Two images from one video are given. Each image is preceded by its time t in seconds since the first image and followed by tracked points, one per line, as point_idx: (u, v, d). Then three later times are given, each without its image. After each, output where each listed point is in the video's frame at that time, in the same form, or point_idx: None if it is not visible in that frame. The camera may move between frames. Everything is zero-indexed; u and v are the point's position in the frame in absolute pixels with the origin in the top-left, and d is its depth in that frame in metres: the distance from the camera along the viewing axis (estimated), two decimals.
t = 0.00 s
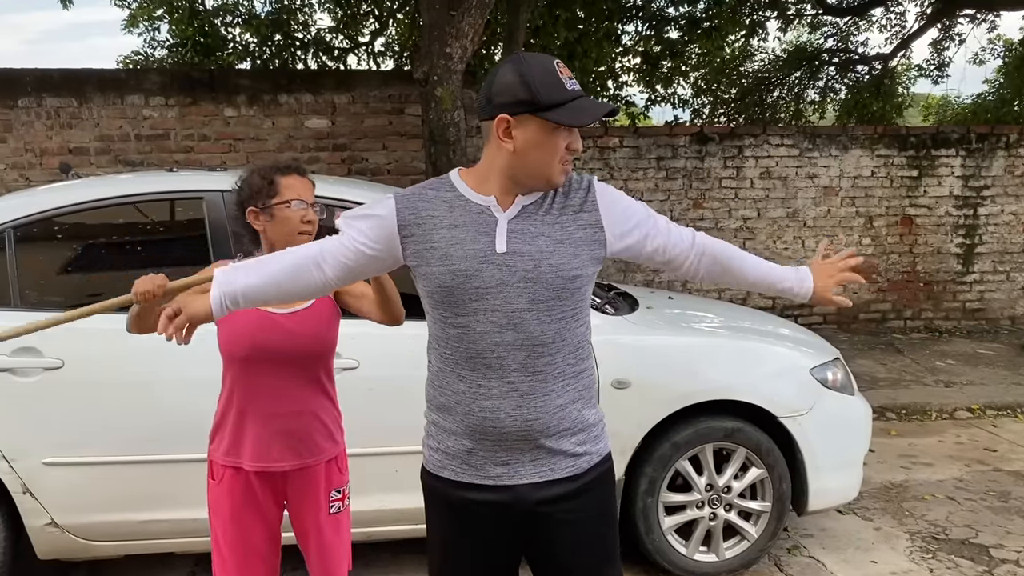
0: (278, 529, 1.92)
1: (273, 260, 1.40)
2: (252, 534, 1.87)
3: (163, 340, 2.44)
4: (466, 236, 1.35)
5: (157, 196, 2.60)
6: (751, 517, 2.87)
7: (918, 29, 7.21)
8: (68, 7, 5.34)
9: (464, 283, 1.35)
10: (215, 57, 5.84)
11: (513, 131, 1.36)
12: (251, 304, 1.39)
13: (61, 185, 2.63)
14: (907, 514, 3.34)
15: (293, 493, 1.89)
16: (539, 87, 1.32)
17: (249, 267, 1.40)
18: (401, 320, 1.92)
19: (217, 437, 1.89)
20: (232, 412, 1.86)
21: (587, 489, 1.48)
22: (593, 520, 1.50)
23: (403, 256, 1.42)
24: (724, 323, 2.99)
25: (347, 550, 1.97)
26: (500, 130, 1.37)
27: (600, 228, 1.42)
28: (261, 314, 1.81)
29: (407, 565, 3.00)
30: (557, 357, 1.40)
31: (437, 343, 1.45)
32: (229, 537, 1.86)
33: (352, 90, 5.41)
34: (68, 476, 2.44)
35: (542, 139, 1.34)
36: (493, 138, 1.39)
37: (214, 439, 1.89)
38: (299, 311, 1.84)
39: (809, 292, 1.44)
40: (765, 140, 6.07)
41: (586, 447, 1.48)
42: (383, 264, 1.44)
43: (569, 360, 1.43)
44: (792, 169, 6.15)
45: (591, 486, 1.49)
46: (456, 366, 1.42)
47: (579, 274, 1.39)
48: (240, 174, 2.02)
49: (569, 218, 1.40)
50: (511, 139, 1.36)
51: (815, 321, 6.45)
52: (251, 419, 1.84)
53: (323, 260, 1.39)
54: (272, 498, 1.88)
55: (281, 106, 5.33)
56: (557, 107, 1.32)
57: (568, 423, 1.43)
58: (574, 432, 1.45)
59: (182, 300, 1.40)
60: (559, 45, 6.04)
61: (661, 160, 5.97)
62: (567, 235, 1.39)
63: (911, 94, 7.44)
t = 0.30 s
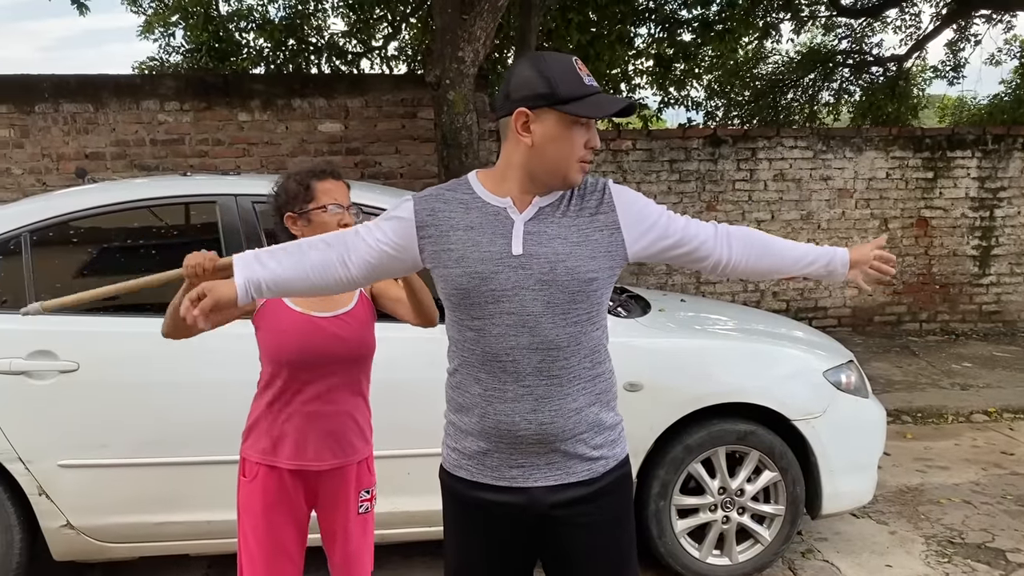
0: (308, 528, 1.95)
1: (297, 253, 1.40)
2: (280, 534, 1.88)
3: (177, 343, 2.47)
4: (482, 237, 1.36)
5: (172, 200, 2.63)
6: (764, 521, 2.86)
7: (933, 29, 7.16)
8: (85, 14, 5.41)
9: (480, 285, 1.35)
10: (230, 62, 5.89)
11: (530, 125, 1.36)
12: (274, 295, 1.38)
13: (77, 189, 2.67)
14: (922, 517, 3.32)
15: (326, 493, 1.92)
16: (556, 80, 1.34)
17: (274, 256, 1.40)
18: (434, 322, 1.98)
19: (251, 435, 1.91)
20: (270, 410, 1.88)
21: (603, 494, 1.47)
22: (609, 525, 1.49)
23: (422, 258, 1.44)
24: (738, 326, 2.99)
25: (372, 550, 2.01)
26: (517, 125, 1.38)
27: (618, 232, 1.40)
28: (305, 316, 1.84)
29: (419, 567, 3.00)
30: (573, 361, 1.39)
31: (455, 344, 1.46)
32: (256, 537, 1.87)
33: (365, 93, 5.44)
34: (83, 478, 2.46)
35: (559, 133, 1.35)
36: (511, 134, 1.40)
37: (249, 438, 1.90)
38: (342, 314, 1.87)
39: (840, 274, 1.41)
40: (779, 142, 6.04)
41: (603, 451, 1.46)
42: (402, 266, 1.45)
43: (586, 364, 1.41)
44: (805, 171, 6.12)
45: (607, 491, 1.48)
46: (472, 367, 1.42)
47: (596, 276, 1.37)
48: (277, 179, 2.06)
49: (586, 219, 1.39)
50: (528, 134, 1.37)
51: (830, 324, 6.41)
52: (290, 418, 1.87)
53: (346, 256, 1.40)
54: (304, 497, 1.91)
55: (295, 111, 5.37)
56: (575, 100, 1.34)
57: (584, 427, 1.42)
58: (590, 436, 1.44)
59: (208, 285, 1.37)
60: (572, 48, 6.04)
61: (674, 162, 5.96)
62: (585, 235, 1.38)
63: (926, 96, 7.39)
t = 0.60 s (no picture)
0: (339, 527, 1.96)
1: (306, 217, 1.43)
2: (312, 533, 1.89)
3: (185, 347, 2.48)
4: (492, 236, 1.37)
5: (180, 205, 2.65)
6: (773, 523, 2.85)
7: (942, 28, 7.13)
8: (94, 20, 5.46)
9: (487, 284, 1.36)
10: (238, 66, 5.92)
11: (543, 129, 1.37)
12: (270, 250, 1.40)
13: (86, 195, 2.69)
14: (933, 519, 3.30)
15: (357, 493, 1.94)
16: (570, 86, 1.34)
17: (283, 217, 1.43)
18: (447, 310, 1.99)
19: (281, 436, 1.93)
20: (300, 410, 1.91)
21: (607, 499, 1.47)
22: (614, 530, 1.49)
23: (428, 248, 1.44)
24: (746, 328, 2.98)
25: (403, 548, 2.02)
26: (531, 127, 1.38)
27: (630, 235, 1.40)
28: (334, 316, 1.87)
29: (427, 569, 3.01)
30: (578, 364, 1.39)
31: (461, 343, 1.47)
32: (286, 536, 1.88)
33: (372, 96, 5.46)
34: (92, 482, 2.48)
35: (571, 138, 1.35)
36: (524, 136, 1.40)
37: (280, 439, 1.93)
38: (369, 314, 1.90)
39: (860, 262, 1.39)
40: (787, 142, 6.03)
41: (607, 456, 1.46)
42: (405, 250, 1.44)
43: (590, 369, 1.41)
44: (814, 172, 6.10)
45: (612, 497, 1.47)
46: (478, 366, 1.43)
47: (604, 281, 1.37)
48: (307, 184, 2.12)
49: (597, 223, 1.39)
50: (540, 137, 1.38)
51: (839, 325, 6.38)
52: (321, 418, 1.89)
53: (348, 229, 1.41)
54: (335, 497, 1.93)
55: (302, 114, 5.40)
56: (588, 106, 1.33)
57: (586, 432, 1.42)
58: (594, 441, 1.43)
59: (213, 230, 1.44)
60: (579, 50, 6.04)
61: (682, 163, 5.95)
62: (595, 239, 1.37)
63: (935, 95, 7.37)
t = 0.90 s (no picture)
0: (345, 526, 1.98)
1: (317, 208, 1.43)
2: (318, 531, 1.92)
3: (190, 349, 2.49)
4: (496, 237, 1.37)
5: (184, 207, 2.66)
6: (778, 523, 2.84)
7: (946, 27, 7.11)
8: (98, 23, 5.48)
9: (490, 285, 1.36)
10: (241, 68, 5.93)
11: (553, 130, 1.36)
12: (280, 239, 1.40)
13: (90, 197, 2.70)
14: (939, 519, 3.29)
15: (363, 494, 1.95)
16: (582, 89, 1.33)
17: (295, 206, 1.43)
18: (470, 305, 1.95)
19: (292, 433, 1.95)
20: (310, 409, 1.92)
21: (611, 500, 1.47)
22: (618, 531, 1.49)
23: (434, 247, 1.44)
24: (751, 327, 2.97)
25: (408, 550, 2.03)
26: (541, 129, 1.38)
27: (635, 238, 1.39)
28: (347, 318, 1.87)
29: (431, 571, 3.01)
30: (579, 367, 1.38)
31: (464, 344, 1.47)
32: (292, 534, 1.90)
33: (376, 98, 5.47)
34: (97, 484, 2.49)
35: (581, 141, 1.34)
36: (534, 138, 1.40)
37: (290, 437, 1.94)
38: (382, 316, 1.90)
39: (873, 260, 1.37)
40: (790, 142, 6.01)
41: (610, 457, 1.46)
42: (414, 248, 1.45)
43: (593, 371, 1.40)
44: (818, 171, 6.08)
45: (615, 497, 1.47)
46: (480, 367, 1.43)
47: (607, 284, 1.36)
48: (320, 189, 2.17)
49: (602, 226, 1.39)
50: (550, 139, 1.37)
51: (844, 324, 6.37)
52: (330, 419, 1.90)
53: (359, 223, 1.42)
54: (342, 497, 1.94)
55: (306, 116, 5.41)
56: (600, 109, 1.33)
57: (588, 435, 1.42)
58: (596, 443, 1.43)
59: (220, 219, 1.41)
60: (582, 50, 6.04)
61: (686, 163, 5.94)
62: (599, 242, 1.37)
63: (940, 94, 7.35)
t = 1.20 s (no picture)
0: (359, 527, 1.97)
1: (316, 212, 1.42)
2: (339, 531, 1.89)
3: (190, 350, 2.49)
4: (497, 237, 1.37)
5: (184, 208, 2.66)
6: (779, 523, 2.84)
7: (948, 25, 7.10)
8: (99, 23, 5.48)
9: (491, 285, 1.36)
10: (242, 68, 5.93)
11: (549, 130, 1.36)
12: (280, 245, 1.39)
13: (91, 199, 2.70)
14: (941, 518, 3.28)
15: (376, 492, 1.94)
16: (576, 89, 1.33)
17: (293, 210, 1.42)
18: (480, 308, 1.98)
19: (300, 433, 1.95)
20: (318, 408, 1.92)
21: (610, 500, 1.47)
22: (617, 531, 1.48)
23: (434, 247, 1.44)
24: (752, 327, 2.97)
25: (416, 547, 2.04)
26: (537, 129, 1.38)
27: (636, 239, 1.39)
28: (354, 318, 1.87)
29: (432, 571, 3.01)
30: (579, 367, 1.38)
31: (464, 343, 1.47)
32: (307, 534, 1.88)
33: (377, 98, 5.47)
34: (98, 485, 2.49)
35: (575, 140, 1.34)
36: (531, 138, 1.40)
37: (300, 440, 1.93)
38: (391, 317, 1.90)
39: (877, 266, 1.38)
40: (792, 141, 6.01)
41: (609, 458, 1.46)
42: (414, 249, 1.45)
43: (592, 371, 1.40)
44: (820, 170, 6.08)
45: (614, 498, 1.47)
46: (480, 367, 1.43)
47: (608, 285, 1.36)
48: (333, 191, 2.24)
49: (603, 227, 1.38)
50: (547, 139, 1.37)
51: (845, 324, 6.36)
52: (342, 419, 1.89)
53: (358, 225, 1.41)
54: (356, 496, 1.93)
55: (307, 116, 5.41)
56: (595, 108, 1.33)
57: (587, 435, 1.42)
58: (595, 443, 1.43)
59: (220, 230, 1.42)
60: (583, 50, 6.04)
61: (687, 162, 5.94)
62: (600, 242, 1.37)
63: (942, 93, 7.34)
